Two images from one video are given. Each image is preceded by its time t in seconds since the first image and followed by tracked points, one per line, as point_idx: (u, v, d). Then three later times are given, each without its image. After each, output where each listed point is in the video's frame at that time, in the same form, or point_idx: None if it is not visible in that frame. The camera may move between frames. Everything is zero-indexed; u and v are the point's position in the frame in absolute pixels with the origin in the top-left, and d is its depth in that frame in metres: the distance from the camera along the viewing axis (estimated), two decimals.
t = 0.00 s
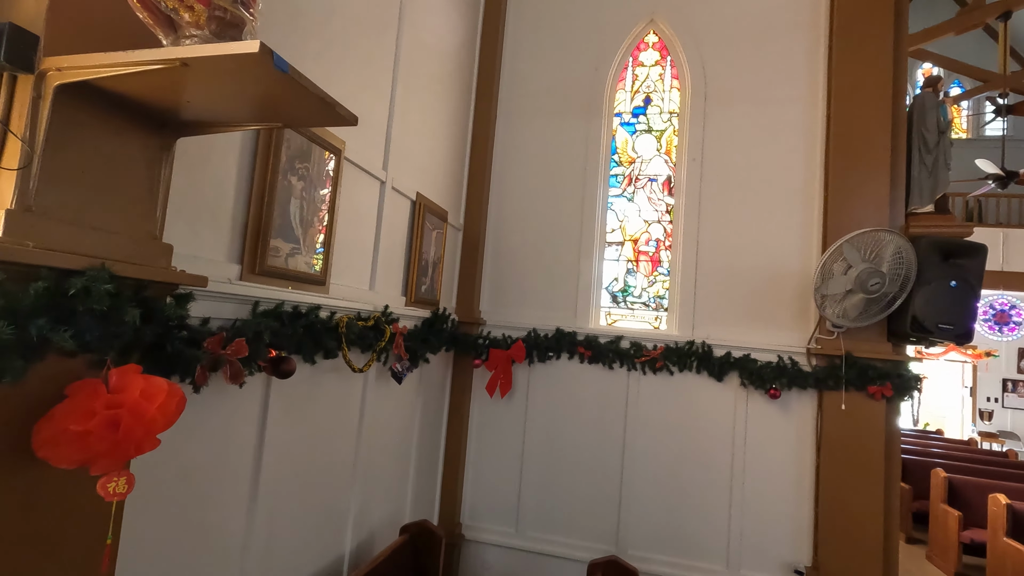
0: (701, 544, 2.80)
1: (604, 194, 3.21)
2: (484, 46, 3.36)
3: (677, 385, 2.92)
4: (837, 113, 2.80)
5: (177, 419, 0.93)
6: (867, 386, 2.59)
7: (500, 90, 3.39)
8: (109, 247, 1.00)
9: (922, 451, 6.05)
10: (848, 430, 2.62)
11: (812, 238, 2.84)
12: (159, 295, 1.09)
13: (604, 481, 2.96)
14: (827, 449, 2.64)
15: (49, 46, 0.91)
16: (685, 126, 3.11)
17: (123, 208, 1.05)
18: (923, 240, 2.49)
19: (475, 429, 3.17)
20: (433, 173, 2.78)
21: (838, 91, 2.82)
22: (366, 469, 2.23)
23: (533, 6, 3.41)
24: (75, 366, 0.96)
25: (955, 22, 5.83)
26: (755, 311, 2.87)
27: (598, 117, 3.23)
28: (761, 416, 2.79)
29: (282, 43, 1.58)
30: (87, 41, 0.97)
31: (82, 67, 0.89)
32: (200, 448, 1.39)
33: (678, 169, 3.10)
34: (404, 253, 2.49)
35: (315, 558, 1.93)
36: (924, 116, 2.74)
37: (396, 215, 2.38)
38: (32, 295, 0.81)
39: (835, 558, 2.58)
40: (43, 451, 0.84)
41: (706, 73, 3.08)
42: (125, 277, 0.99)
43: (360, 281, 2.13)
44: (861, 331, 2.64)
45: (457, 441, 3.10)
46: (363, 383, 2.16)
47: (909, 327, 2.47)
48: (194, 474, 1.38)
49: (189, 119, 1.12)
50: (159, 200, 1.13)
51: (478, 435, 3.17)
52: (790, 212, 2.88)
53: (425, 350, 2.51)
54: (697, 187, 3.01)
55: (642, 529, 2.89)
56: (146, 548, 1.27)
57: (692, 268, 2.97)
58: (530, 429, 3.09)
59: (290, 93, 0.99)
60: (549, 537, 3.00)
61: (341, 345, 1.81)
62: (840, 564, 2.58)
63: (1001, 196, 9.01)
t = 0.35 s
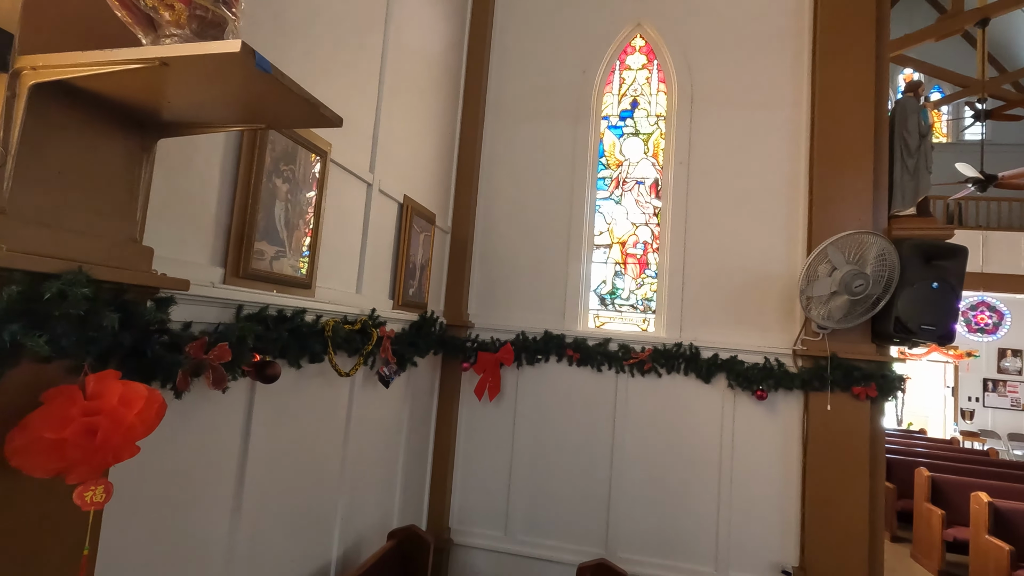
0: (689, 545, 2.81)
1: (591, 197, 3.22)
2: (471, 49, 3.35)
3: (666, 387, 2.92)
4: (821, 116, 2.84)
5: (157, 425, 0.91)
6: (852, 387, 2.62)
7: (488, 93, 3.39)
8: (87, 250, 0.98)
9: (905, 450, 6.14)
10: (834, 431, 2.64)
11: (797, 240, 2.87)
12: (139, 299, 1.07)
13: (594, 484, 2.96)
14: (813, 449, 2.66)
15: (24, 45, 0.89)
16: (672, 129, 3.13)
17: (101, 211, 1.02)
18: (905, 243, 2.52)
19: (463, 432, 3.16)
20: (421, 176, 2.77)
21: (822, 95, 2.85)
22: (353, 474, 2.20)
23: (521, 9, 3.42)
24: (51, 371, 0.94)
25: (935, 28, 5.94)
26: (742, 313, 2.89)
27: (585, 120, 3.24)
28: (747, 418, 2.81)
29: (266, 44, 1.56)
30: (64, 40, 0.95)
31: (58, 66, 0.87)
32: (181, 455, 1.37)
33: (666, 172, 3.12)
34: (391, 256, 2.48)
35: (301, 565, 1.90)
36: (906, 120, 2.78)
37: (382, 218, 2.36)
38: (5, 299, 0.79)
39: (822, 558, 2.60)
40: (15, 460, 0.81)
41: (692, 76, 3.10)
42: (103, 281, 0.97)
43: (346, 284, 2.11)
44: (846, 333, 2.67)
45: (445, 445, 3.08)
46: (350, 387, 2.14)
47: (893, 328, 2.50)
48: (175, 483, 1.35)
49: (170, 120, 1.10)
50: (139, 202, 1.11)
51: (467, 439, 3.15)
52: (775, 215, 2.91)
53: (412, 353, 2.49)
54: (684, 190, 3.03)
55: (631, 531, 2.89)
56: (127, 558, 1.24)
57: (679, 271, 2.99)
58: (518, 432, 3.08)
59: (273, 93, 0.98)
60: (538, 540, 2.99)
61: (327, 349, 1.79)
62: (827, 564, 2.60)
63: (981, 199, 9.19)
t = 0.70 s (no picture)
0: (658, 541, 2.85)
1: (560, 196, 3.23)
2: (439, 47, 3.32)
3: (633, 385, 2.96)
4: (780, 120, 2.92)
5: (104, 434, 0.86)
6: (811, 382, 2.69)
7: (456, 92, 3.37)
8: (28, 249, 0.93)
9: (860, 442, 6.38)
10: (795, 425, 2.72)
11: (759, 240, 2.94)
12: (86, 300, 1.02)
13: (563, 483, 2.97)
14: (776, 444, 2.73)
15: None
16: (638, 130, 3.17)
17: (45, 208, 0.97)
18: (861, 242, 2.61)
19: (433, 434, 3.13)
20: (388, 175, 2.73)
21: (782, 99, 2.93)
22: (319, 479, 2.15)
23: (488, 8, 3.41)
24: None
25: (887, 38, 6.19)
26: (707, 312, 2.95)
27: (553, 120, 3.25)
28: (713, 414, 2.87)
29: (225, 37, 1.51)
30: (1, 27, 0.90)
31: None
32: (136, 464, 1.31)
33: (632, 172, 3.16)
34: (358, 256, 2.43)
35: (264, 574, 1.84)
36: (861, 124, 2.88)
37: (348, 217, 2.32)
38: None
39: (785, 550, 2.67)
40: None
41: (658, 79, 3.15)
42: (46, 281, 0.92)
43: (311, 284, 2.06)
44: (806, 330, 2.75)
45: (414, 447, 3.05)
46: (315, 390, 2.09)
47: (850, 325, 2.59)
48: (128, 492, 1.29)
49: (120, 114, 1.06)
50: (87, 198, 1.05)
51: (436, 441, 3.12)
52: (738, 215, 2.98)
53: (380, 355, 2.45)
54: (650, 190, 3.07)
55: (600, 529, 2.91)
56: None
57: (646, 270, 3.02)
58: (488, 432, 3.07)
59: (229, 85, 0.94)
60: (508, 541, 2.98)
61: (291, 352, 1.74)
62: (789, 555, 2.66)
63: (929, 201, 9.62)
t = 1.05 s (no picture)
0: (613, 529, 2.90)
1: (518, 189, 3.23)
2: (395, 35, 3.26)
3: (590, 376, 2.99)
4: (731, 116, 3.00)
5: (21, 428, 0.80)
6: (760, 370, 2.78)
7: (413, 81, 3.31)
8: None
9: (810, 431, 6.63)
10: (744, 412, 2.81)
11: (711, 233, 3.02)
12: (3, 285, 0.94)
13: (521, 474, 2.98)
14: (727, 432, 2.81)
15: None
16: (595, 124, 3.20)
17: None
18: (806, 235, 2.70)
19: (389, 428, 3.08)
20: (342, 163, 2.66)
21: (733, 96, 3.01)
22: (268, 476, 2.08)
23: None
24: None
25: (832, 41, 6.46)
26: (662, 303, 3.01)
27: (511, 112, 3.24)
28: (667, 403, 2.93)
29: (163, 12, 1.43)
30: None
31: None
32: (64, 462, 1.23)
33: (590, 165, 3.19)
34: (310, 246, 2.37)
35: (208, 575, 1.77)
36: (807, 121, 3.00)
37: (299, 206, 2.25)
38: None
39: (734, 533, 2.76)
40: None
41: (615, 73, 3.18)
42: None
43: (259, 275, 1.99)
44: (756, 321, 2.84)
45: (370, 442, 3.00)
46: (263, 384, 2.02)
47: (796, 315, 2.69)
48: (56, 493, 1.21)
49: (41, 86, 0.99)
50: (3, 175, 0.98)
51: (393, 435, 3.08)
52: (692, 209, 3.05)
53: (334, 348, 2.39)
54: (607, 183, 3.10)
55: (557, 519, 2.94)
56: None
57: (603, 262, 3.05)
58: (446, 425, 3.05)
59: (159, 56, 0.89)
60: (466, 534, 2.97)
61: (237, 344, 1.68)
62: (738, 538, 2.75)
63: (870, 199, 10.11)
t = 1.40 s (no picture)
0: (541, 508, 2.97)
1: (447, 173, 3.20)
2: (320, 11, 3.15)
3: (519, 359, 3.03)
4: (656, 106, 3.09)
5: None
6: (679, 351, 2.90)
7: (339, 60, 3.22)
8: None
9: (740, 414, 6.97)
10: (665, 392, 2.92)
11: (636, 220, 3.10)
12: None
13: (451, 458, 2.99)
14: (648, 411, 2.91)
15: None
16: (525, 110, 3.21)
17: None
18: (722, 222, 2.81)
19: (315, 416, 3.01)
20: (258, 140, 2.55)
21: (658, 86, 3.10)
22: (175, 464, 2.00)
23: None
24: None
25: (762, 40, 6.73)
26: (589, 288, 3.07)
27: (441, 95, 3.20)
28: (593, 385, 3.01)
29: None
30: None
31: None
32: None
33: (520, 151, 3.20)
34: (222, 226, 2.27)
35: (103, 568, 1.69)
36: (727, 113, 3.12)
37: (208, 183, 2.15)
38: None
39: (654, 508, 2.88)
40: None
41: (544, 59, 3.20)
42: None
43: (161, 254, 1.89)
44: (676, 303, 2.95)
45: (294, 429, 2.93)
46: (168, 368, 1.93)
47: (712, 298, 2.82)
48: None
49: None
50: None
51: (318, 423, 3.01)
52: (618, 196, 3.12)
53: (250, 332, 2.31)
54: (537, 169, 3.13)
55: (486, 501, 2.97)
56: None
57: (532, 247, 3.09)
58: (374, 411, 3.01)
59: None
60: (394, 520, 2.96)
61: (131, 325, 1.59)
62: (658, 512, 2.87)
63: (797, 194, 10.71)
